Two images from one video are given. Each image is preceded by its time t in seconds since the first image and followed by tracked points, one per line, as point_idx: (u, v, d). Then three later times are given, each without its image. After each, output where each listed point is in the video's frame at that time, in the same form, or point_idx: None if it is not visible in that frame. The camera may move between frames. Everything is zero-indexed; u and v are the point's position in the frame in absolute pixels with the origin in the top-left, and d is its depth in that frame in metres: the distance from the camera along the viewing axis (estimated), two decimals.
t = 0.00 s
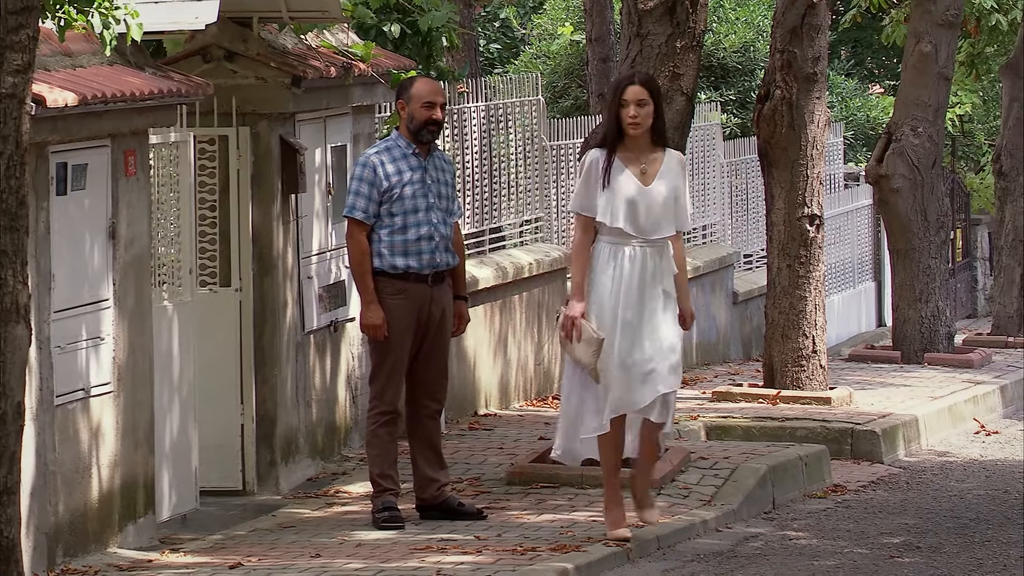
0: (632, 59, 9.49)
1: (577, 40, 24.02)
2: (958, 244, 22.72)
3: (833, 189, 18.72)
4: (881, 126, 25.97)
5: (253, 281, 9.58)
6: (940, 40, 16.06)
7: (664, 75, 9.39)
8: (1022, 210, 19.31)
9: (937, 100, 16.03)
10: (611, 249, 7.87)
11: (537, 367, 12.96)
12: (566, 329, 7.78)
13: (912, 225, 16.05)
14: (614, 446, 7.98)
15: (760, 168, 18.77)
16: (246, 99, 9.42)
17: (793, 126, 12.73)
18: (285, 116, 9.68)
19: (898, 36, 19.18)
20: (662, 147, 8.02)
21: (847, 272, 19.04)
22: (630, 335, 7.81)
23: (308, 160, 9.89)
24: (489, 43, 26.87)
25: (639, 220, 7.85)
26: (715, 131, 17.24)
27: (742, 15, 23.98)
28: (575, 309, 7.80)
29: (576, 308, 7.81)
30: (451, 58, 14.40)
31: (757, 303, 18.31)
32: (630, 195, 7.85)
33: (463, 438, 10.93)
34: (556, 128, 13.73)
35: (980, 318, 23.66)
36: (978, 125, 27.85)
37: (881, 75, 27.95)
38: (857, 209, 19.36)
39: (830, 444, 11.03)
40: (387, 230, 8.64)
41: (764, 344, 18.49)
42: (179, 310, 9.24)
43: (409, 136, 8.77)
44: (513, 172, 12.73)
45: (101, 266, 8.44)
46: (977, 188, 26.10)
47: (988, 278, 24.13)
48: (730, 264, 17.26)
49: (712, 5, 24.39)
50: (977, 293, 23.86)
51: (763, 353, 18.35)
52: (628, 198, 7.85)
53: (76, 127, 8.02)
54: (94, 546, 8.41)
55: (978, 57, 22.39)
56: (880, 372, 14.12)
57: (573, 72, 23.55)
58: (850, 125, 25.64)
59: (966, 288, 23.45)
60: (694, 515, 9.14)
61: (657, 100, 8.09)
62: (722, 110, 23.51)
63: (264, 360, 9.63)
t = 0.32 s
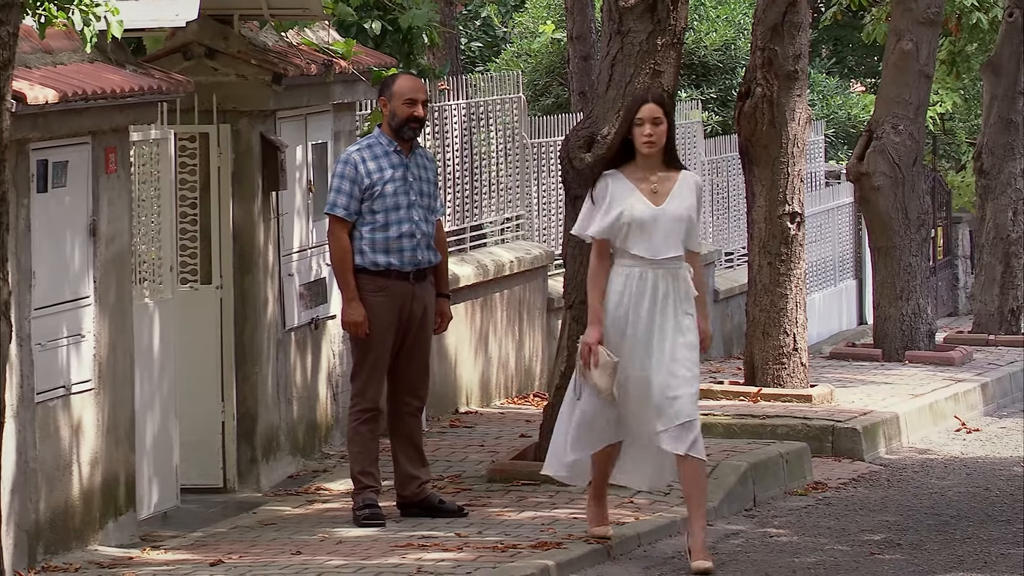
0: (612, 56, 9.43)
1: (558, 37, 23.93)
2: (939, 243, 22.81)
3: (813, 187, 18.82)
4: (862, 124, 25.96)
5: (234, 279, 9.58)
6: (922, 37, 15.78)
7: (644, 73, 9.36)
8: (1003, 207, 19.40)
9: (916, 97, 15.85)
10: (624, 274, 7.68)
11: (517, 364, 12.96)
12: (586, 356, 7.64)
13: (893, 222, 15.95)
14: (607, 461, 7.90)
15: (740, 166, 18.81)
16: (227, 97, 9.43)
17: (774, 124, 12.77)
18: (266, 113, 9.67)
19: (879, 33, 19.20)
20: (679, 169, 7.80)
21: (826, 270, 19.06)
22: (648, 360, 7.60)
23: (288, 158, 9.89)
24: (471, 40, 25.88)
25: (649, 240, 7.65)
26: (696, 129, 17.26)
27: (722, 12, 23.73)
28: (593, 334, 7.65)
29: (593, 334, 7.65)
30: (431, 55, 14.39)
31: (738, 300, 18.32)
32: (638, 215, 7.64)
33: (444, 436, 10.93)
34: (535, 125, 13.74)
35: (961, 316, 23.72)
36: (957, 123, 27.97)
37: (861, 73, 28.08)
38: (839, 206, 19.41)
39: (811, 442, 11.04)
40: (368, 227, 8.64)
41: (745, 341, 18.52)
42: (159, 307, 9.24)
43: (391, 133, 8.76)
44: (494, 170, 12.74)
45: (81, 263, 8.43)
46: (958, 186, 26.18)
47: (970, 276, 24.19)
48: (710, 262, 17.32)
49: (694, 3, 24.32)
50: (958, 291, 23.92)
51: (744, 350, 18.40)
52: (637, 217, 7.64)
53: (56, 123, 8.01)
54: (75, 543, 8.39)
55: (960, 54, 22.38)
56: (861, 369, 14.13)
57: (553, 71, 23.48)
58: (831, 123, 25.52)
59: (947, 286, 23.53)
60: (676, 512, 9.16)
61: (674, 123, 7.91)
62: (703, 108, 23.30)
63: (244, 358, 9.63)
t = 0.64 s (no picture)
0: (595, 54, 9.44)
1: (541, 35, 23.87)
2: (921, 241, 22.91)
3: (796, 186, 18.86)
4: (845, 122, 25.93)
5: (216, 276, 9.58)
6: (904, 35, 15.76)
7: (627, 71, 9.35)
8: (986, 206, 19.63)
9: (899, 95, 15.81)
10: (639, 263, 7.58)
11: (500, 363, 12.97)
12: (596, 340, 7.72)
13: (876, 220, 15.94)
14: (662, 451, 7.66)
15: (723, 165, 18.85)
16: (209, 95, 9.45)
17: (755, 121, 12.76)
18: (249, 111, 9.68)
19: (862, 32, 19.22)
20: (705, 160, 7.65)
21: (809, 268, 19.09)
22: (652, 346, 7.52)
23: (271, 156, 9.91)
24: (454, 39, 25.90)
25: (664, 230, 7.53)
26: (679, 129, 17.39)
27: (705, 11, 23.56)
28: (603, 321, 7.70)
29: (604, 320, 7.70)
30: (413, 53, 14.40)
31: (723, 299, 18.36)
32: (655, 205, 7.53)
33: (426, 434, 10.93)
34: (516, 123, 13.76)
35: (944, 315, 23.79)
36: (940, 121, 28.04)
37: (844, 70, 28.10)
38: (821, 205, 19.49)
39: (793, 439, 11.07)
40: (350, 225, 8.64)
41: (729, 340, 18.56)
42: (142, 305, 9.23)
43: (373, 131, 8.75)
44: (476, 169, 12.76)
45: (63, 261, 8.43)
46: (941, 185, 26.25)
47: (953, 274, 24.26)
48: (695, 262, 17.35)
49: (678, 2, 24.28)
50: (941, 290, 24.00)
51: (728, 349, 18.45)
52: (653, 207, 7.53)
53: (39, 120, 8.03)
54: (57, 541, 8.39)
55: (943, 53, 22.61)
56: (843, 367, 14.14)
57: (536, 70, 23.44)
58: (814, 122, 25.48)
59: (930, 285, 23.60)
60: (658, 509, 9.18)
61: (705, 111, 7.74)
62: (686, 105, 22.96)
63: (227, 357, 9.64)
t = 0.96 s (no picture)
0: (575, 52, 9.45)
1: (522, 35, 23.86)
2: (902, 240, 23.02)
3: (777, 184, 18.99)
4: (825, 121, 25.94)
5: (196, 275, 9.58)
6: (884, 34, 15.84)
7: (607, 69, 9.37)
8: (966, 204, 19.85)
9: (879, 94, 15.83)
10: (652, 278, 7.38)
11: (480, 361, 12.97)
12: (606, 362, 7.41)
13: (857, 219, 15.97)
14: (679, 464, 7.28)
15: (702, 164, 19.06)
16: (190, 93, 9.45)
17: (736, 120, 12.72)
18: (229, 109, 9.69)
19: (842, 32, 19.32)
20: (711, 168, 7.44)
21: (791, 266, 19.13)
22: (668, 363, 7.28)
23: (252, 154, 9.94)
24: (434, 38, 25.88)
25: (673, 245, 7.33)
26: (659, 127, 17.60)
27: (686, 9, 23.43)
28: (613, 341, 7.42)
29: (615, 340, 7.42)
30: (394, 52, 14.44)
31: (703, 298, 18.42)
32: (662, 217, 7.32)
33: (406, 432, 10.94)
34: (496, 122, 13.79)
35: (924, 314, 23.90)
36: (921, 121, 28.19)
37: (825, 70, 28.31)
38: (802, 204, 19.57)
39: (774, 438, 11.10)
40: (329, 223, 8.63)
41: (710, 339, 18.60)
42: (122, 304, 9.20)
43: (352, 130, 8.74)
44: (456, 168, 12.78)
45: (44, 260, 8.40)
46: (922, 184, 26.36)
47: (934, 273, 24.37)
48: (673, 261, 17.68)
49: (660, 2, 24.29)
50: (921, 289, 24.11)
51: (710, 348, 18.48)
52: (660, 219, 7.31)
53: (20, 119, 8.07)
54: (38, 539, 8.36)
55: (923, 53, 22.72)
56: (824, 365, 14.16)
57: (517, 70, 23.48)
58: (794, 121, 25.52)
59: (910, 283, 23.70)
60: (638, 508, 9.19)
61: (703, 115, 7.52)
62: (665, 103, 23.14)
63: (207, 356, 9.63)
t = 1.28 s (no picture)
0: (552, 51, 9.44)
1: (499, 33, 23.83)
2: (880, 239, 23.10)
3: (754, 183, 19.06)
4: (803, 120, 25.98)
5: (173, 273, 9.58)
6: (862, 33, 15.79)
7: (584, 67, 9.37)
8: (943, 202, 19.93)
9: (857, 92, 15.85)
10: (652, 273, 7.11)
11: (458, 360, 12.98)
12: (627, 348, 6.93)
13: (834, 218, 15.99)
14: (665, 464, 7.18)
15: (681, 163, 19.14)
16: (167, 92, 9.47)
17: (714, 119, 12.76)
18: (206, 108, 9.70)
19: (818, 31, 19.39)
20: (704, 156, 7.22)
21: (768, 266, 19.16)
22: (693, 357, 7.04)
23: (229, 153, 9.95)
24: (412, 37, 25.90)
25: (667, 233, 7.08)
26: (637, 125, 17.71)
27: (663, 8, 23.41)
28: (633, 324, 6.97)
29: (633, 324, 6.97)
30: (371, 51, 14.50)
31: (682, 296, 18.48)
32: (654, 205, 7.09)
33: (384, 431, 10.95)
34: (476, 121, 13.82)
35: (902, 313, 24.00)
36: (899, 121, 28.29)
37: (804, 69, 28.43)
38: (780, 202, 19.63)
39: (751, 437, 11.12)
40: (306, 221, 8.61)
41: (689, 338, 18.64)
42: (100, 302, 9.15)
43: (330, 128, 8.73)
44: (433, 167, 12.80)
45: (21, 259, 8.35)
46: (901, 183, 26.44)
47: (911, 271, 24.47)
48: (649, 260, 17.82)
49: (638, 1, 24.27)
50: (898, 288, 24.21)
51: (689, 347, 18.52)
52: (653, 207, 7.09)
53: None
54: (15, 537, 8.30)
55: (900, 51, 22.84)
56: (803, 364, 14.19)
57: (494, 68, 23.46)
58: (772, 120, 25.54)
59: (888, 282, 23.82)
60: (615, 507, 9.21)
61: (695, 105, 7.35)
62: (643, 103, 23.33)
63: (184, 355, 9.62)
